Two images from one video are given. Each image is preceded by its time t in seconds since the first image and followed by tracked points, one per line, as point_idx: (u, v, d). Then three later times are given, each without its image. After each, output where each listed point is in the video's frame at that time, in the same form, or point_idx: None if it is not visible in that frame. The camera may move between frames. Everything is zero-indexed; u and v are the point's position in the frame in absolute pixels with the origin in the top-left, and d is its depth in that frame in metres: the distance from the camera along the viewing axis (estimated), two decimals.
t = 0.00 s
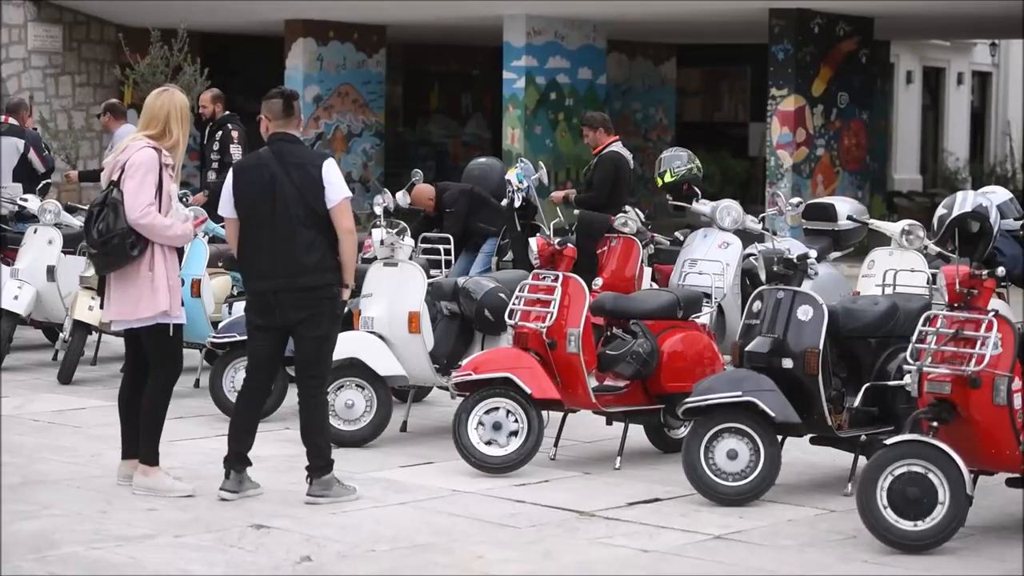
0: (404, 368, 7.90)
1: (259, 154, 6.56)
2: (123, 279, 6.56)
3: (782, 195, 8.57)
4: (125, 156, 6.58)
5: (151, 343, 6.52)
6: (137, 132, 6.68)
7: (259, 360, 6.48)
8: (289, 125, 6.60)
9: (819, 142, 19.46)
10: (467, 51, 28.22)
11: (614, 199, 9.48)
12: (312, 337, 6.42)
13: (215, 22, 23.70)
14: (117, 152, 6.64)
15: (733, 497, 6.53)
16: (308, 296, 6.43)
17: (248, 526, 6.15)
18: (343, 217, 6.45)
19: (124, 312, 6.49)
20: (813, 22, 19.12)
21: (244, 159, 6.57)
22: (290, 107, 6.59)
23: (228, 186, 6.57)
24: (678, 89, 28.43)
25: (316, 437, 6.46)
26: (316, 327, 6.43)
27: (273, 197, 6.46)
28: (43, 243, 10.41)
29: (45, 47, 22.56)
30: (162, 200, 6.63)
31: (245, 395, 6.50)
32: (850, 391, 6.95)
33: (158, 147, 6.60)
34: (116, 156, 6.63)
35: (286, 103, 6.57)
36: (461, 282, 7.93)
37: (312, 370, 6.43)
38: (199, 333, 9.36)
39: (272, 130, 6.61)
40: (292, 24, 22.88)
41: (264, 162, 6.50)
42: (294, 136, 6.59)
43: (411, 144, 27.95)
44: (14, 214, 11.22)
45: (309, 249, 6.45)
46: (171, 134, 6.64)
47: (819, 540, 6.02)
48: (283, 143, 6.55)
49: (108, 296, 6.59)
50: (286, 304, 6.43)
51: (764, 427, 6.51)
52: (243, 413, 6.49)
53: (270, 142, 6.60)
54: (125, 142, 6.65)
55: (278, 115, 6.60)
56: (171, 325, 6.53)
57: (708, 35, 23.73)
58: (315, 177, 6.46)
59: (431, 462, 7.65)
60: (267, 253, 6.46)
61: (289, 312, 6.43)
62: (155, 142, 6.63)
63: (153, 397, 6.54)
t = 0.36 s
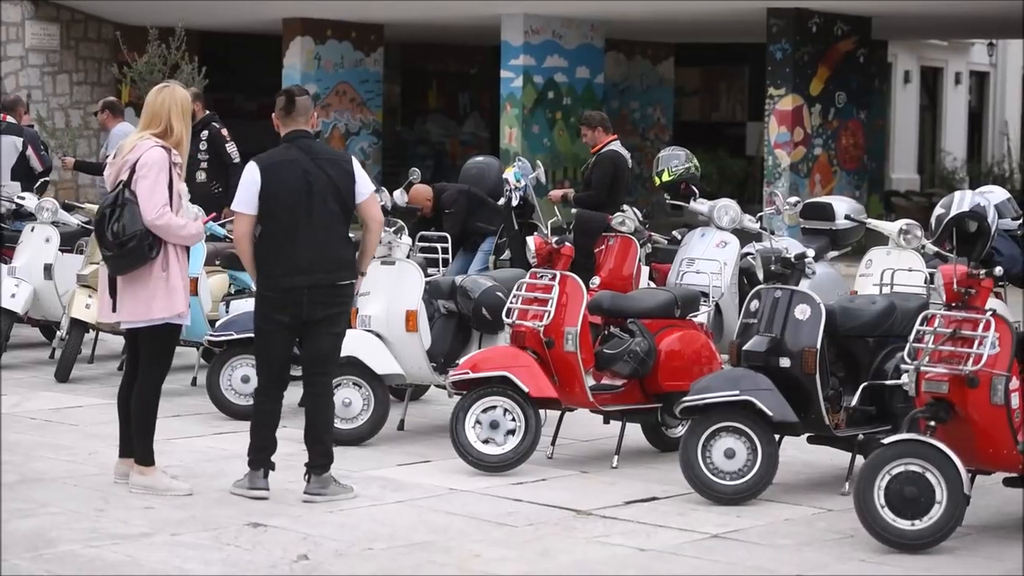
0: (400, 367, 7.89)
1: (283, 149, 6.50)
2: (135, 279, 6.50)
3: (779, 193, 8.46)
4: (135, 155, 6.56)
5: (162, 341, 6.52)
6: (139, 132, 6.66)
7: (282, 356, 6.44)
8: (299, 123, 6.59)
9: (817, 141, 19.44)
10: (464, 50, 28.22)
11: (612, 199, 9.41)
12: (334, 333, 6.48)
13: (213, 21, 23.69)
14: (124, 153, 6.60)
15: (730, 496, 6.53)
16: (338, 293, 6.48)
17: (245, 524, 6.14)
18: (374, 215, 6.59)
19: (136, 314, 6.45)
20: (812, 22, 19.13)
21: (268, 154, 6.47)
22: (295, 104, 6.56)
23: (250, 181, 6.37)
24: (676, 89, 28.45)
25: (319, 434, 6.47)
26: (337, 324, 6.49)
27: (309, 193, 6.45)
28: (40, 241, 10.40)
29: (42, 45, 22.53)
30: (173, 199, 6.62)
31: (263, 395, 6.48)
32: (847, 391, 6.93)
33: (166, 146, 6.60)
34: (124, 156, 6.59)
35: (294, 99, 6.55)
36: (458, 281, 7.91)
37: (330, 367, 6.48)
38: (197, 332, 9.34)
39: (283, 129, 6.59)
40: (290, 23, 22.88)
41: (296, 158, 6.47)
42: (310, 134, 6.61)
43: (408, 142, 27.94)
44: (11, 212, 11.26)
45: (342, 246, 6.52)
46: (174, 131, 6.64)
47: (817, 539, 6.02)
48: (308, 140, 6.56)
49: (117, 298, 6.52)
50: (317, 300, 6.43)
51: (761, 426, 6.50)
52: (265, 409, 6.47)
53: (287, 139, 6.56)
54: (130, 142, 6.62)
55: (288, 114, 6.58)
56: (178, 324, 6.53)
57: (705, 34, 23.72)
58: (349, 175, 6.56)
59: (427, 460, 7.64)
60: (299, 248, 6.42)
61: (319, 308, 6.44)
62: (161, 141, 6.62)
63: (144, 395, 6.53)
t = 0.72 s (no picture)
0: (401, 369, 7.89)
1: (272, 154, 6.47)
2: (143, 286, 6.49)
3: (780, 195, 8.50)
4: (142, 160, 6.54)
5: (169, 346, 6.53)
6: (145, 135, 6.64)
7: (277, 361, 6.43)
8: (280, 126, 6.54)
9: (817, 142, 19.43)
10: (464, 53, 28.21)
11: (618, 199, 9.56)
12: (327, 336, 6.51)
13: (212, 24, 23.70)
14: (131, 157, 6.58)
15: (732, 498, 6.52)
16: (331, 296, 6.51)
17: (246, 528, 6.13)
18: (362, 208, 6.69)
19: (144, 320, 6.44)
20: (811, 23, 19.13)
21: (258, 160, 6.42)
22: (272, 109, 6.50)
23: (242, 191, 6.32)
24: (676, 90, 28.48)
25: (319, 436, 6.47)
26: (330, 328, 6.51)
27: (302, 198, 6.44)
28: (40, 245, 10.41)
29: (42, 49, 22.53)
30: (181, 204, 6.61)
31: (261, 400, 6.44)
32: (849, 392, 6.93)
33: (174, 151, 6.59)
34: (130, 161, 6.58)
35: (270, 104, 6.49)
36: (458, 283, 7.90)
37: (325, 372, 6.50)
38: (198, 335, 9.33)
39: (267, 135, 6.54)
40: (289, 26, 22.88)
41: (287, 163, 6.45)
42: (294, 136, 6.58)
43: (407, 145, 27.96)
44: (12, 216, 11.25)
45: (334, 249, 6.55)
46: (179, 135, 6.64)
47: (818, 541, 6.01)
48: (296, 144, 6.53)
49: (123, 304, 6.50)
50: (311, 304, 6.44)
51: (763, 428, 6.50)
52: (263, 413, 6.44)
53: (273, 144, 6.53)
54: (136, 147, 6.60)
55: (267, 119, 6.53)
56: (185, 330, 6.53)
57: (705, 36, 23.72)
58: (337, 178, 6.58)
59: (429, 463, 7.64)
60: (293, 253, 6.41)
61: (313, 312, 6.45)
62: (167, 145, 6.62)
63: (146, 399, 6.55)
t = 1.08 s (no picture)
0: (402, 370, 7.88)
1: (250, 154, 6.44)
2: (143, 288, 6.49)
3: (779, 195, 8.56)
4: (144, 161, 6.54)
5: (169, 347, 6.53)
6: (145, 137, 6.64)
7: (270, 361, 6.41)
8: (253, 127, 6.52)
9: (817, 144, 19.43)
10: (464, 54, 28.20)
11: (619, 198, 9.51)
12: (315, 334, 6.50)
13: (212, 25, 23.70)
14: (132, 159, 6.58)
15: (732, 500, 6.51)
16: (317, 293, 6.51)
17: (247, 529, 6.13)
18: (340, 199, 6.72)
19: (145, 321, 6.43)
20: (812, 25, 19.14)
21: (236, 160, 6.39)
22: (245, 110, 6.48)
23: (223, 194, 6.29)
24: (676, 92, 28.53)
25: (317, 434, 6.49)
26: (319, 326, 6.51)
27: (284, 196, 6.43)
28: (40, 246, 10.41)
29: (41, 50, 22.52)
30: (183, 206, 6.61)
31: (256, 401, 6.42)
32: (849, 393, 6.94)
33: (176, 153, 6.59)
34: (131, 162, 6.58)
35: (242, 106, 6.46)
36: (460, 284, 7.89)
37: (318, 371, 6.51)
38: (200, 336, 9.34)
39: (240, 136, 6.52)
40: (289, 27, 22.88)
41: (266, 162, 6.43)
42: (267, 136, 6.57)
43: (407, 146, 27.99)
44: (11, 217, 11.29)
45: (317, 246, 6.55)
46: (180, 137, 6.65)
47: (819, 542, 6.01)
48: (272, 142, 6.52)
49: (124, 305, 6.50)
50: (300, 302, 6.44)
51: (763, 429, 6.49)
52: (259, 412, 6.42)
53: (249, 144, 6.51)
54: (138, 148, 6.60)
55: (239, 121, 6.50)
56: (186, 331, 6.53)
57: (705, 37, 23.72)
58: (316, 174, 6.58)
59: (429, 464, 7.64)
60: (279, 252, 6.40)
61: (303, 310, 6.44)
62: (169, 147, 6.62)
63: (148, 401, 6.56)
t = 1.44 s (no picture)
0: (400, 366, 7.88)
1: (237, 149, 6.43)
2: (140, 282, 6.49)
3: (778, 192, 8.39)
4: (141, 155, 6.54)
5: (165, 342, 6.51)
6: (145, 131, 6.64)
7: (262, 357, 6.41)
8: (241, 123, 6.53)
9: (816, 141, 19.40)
10: (464, 50, 28.16)
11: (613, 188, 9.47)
12: (305, 330, 6.51)
13: (211, 21, 23.68)
14: (130, 152, 6.58)
15: (731, 496, 6.51)
16: (306, 288, 6.51)
17: (245, 524, 6.13)
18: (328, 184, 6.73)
19: (141, 315, 6.44)
20: (811, 21, 19.13)
21: (223, 155, 6.38)
22: (231, 106, 6.48)
23: (207, 189, 6.28)
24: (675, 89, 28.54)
25: (314, 429, 6.49)
26: (310, 322, 6.52)
27: (271, 191, 6.42)
28: (38, 241, 10.39)
29: (40, 45, 22.50)
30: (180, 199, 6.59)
31: (249, 397, 6.41)
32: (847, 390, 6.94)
33: (174, 147, 6.58)
34: (129, 157, 6.58)
35: (229, 102, 6.46)
36: (458, 281, 7.87)
37: (310, 366, 6.51)
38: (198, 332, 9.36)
39: (227, 132, 6.52)
40: (288, 23, 22.90)
41: (253, 157, 6.41)
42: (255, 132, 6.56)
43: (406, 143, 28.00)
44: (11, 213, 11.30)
45: (306, 240, 6.55)
46: (178, 130, 6.63)
47: (817, 539, 6.01)
48: (260, 137, 6.51)
49: (121, 299, 6.51)
50: (291, 298, 6.44)
51: (762, 425, 6.49)
52: (253, 408, 6.41)
53: (235, 140, 6.50)
54: (137, 142, 6.60)
55: (227, 116, 6.51)
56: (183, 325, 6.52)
57: (704, 34, 23.72)
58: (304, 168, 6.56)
59: (427, 460, 7.64)
60: (267, 248, 6.39)
61: (293, 306, 6.45)
62: (167, 141, 6.61)
63: (146, 397, 6.55)
